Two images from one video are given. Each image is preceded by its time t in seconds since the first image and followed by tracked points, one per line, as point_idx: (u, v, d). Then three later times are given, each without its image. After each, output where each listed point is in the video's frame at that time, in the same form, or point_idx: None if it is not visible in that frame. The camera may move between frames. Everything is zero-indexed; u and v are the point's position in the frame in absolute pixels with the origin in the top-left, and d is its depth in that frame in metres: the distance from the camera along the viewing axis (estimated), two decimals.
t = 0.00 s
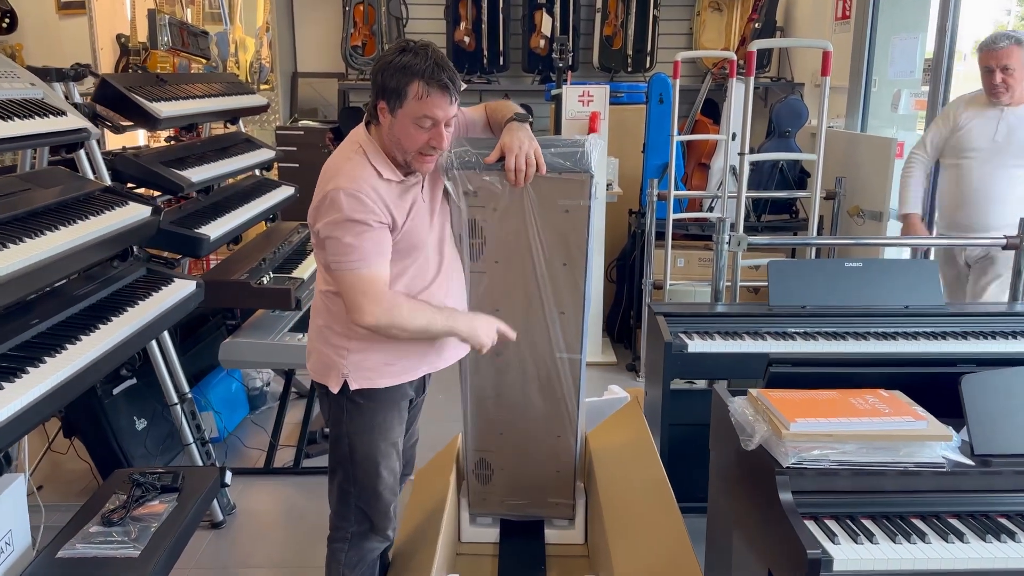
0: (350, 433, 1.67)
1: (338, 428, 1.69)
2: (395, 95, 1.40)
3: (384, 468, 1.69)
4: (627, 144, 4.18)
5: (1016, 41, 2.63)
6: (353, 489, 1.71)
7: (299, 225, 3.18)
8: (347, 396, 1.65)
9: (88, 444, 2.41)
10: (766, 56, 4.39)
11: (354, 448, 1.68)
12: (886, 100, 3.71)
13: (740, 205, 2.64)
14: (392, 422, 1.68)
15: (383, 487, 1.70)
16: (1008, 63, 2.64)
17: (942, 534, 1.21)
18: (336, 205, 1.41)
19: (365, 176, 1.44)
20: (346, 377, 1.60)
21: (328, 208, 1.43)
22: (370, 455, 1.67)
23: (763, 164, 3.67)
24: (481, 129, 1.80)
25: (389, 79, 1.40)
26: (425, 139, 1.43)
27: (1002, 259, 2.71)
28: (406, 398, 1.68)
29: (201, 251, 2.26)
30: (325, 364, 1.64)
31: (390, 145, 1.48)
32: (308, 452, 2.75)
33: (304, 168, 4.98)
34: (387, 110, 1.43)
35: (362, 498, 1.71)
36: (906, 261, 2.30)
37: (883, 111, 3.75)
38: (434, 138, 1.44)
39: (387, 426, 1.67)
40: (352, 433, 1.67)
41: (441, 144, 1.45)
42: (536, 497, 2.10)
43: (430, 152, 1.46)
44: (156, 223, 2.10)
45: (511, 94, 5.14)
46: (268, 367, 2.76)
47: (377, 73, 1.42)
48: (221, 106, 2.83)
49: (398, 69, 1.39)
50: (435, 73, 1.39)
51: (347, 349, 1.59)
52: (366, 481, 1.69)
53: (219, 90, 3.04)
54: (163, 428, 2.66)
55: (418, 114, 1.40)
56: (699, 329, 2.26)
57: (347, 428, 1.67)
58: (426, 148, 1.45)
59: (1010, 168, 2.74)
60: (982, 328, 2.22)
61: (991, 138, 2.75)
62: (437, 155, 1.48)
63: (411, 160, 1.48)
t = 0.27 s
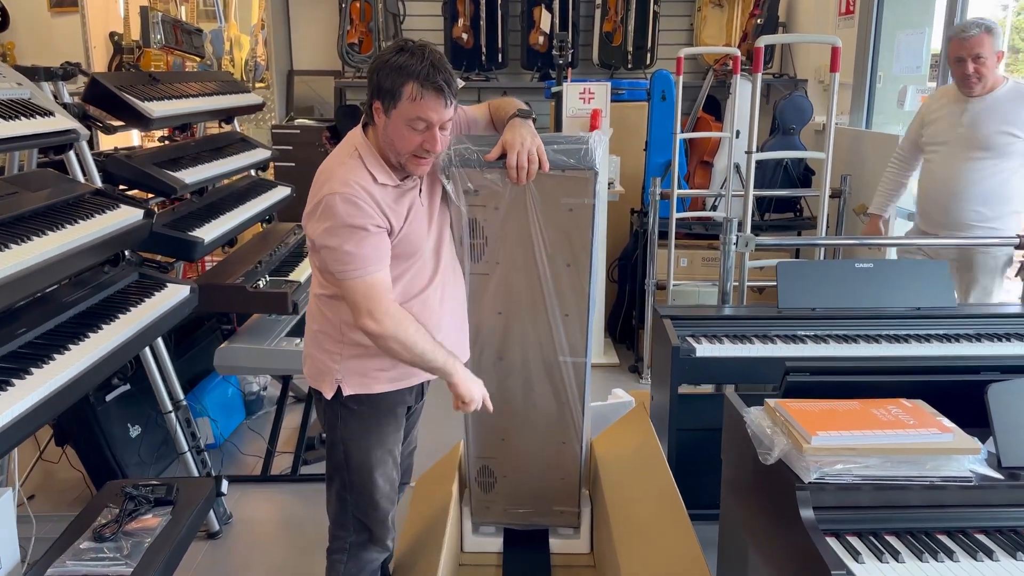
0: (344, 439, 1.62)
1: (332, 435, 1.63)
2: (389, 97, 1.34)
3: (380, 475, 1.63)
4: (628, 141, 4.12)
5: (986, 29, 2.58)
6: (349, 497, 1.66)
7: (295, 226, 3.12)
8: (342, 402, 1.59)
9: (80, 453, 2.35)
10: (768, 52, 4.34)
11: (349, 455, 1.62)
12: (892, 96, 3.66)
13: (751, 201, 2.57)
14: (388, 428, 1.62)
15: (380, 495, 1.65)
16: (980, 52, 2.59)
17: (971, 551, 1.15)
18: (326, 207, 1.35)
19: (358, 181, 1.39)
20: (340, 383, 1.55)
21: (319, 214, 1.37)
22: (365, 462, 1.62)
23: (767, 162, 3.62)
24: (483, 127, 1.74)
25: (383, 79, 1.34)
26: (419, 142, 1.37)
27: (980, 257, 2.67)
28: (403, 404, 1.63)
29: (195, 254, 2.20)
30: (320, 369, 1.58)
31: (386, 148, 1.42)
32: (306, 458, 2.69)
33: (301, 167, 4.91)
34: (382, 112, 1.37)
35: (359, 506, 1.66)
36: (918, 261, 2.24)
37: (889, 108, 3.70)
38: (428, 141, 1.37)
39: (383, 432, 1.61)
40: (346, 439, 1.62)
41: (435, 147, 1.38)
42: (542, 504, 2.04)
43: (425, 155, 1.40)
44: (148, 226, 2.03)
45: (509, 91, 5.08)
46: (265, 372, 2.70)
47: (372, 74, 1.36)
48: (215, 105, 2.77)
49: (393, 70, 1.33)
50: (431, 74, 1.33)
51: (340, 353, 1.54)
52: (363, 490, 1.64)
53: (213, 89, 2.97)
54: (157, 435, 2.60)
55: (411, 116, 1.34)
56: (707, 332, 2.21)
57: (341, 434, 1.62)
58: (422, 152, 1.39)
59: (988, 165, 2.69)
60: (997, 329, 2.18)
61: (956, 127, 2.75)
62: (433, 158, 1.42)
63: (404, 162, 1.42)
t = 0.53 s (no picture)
0: (340, 442, 1.56)
1: (328, 437, 1.57)
2: (381, 92, 1.28)
3: (377, 479, 1.57)
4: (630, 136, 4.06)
5: (940, 24, 2.52)
6: (347, 502, 1.60)
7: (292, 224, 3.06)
8: (338, 406, 1.53)
9: (71, 456, 2.29)
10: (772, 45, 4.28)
11: (346, 458, 1.56)
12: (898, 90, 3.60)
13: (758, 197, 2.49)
14: (384, 430, 1.55)
15: (378, 498, 1.59)
16: (933, 47, 2.53)
17: (1001, 566, 1.09)
18: (320, 206, 1.30)
19: (351, 180, 1.33)
20: (336, 386, 1.49)
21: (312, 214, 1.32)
22: (362, 465, 1.56)
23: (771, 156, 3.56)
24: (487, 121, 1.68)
25: (374, 73, 1.28)
26: (413, 138, 1.31)
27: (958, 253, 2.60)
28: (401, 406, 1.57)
29: (189, 253, 2.14)
30: (316, 370, 1.53)
31: (380, 145, 1.37)
32: (303, 461, 2.63)
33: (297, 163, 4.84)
34: (375, 108, 1.31)
35: (356, 510, 1.60)
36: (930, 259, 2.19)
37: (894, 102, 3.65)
38: (421, 137, 1.31)
39: (380, 434, 1.55)
40: (342, 442, 1.56)
41: (429, 144, 1.32)
42: (546, 508, 1.99)
43: (419, 152, 1.34)
44: (139, 225, 1.97)
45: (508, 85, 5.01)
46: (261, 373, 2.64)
47: (364, 68, 1.30)
48: (210, 100, 2.70)
49: (384, 64, 1.27)
50: (423, 68, 1.26)
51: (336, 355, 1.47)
52: (360, 494, 1.58)
53: (207, 83, 2.91)
54: (151, 437, 2.55)
55: (403, 111, 1.28)
56: (715, 332, 2.16)
57: (337, 437, 1.56)
58: (416, 150, 1.33)
59: (944, 160, 2.61)
60: (1011, 329, 2.15)
61: (913, 124, 2.70)
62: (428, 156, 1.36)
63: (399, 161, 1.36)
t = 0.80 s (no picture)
0: (334, 439, 1.49)
1: (322, 433, 1.51)
2: (371, 74, 1.22)
3: (372, 477, 1.50)
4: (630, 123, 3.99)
5: (930, 4, 2.44)
6: (340, 501, 1.53)
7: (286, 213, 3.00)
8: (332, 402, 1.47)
9: (60, 450, 2.24)
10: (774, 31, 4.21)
11: (341, 454, 1.49)
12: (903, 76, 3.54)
13: (764, 183, 2.38)
14: (380, 425, 1.48)
15: (373, 497, 1.52)
16: (923, 28, 2.45)
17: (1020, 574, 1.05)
18: (307, 193, 1.24)
19: (339, 166, 1.26)
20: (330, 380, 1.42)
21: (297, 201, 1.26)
22: (358, 462, 1.49)
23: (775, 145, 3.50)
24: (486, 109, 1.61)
25: (364, 54, 1.22)
26: (404, 123, 1.24)
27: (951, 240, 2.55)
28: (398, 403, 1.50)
29: (179, 244, 2.09)
30: (309, 364, 1.46)
31: (370, 130, 1.30)
32: (298, 455, 2.59)
33: (292, 150, 4.77)
34: (365, 91, 1.25)
35: (350, 510, 1.52)
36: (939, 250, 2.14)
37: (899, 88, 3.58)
38: (413, 122, 1.24)
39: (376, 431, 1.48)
40: (335, 438, 1.49)
41: (422, 129, 1.25)
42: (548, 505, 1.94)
43: (411, 138, 1.27)
44: (127, 215, 1.91)
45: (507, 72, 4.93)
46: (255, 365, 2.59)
47: (355, 49, 1.24)
48: (201, 86, 2.63)
49: (375, 44, 1.21)
50: (415, 49, 1.20)
51: (328, 349, 1.41)
52: (354, 492, 1.50)
53: (199, 69, 2.83)
54: (142, 431, 2.50)
55: (394, 94, 1.21)
56: (719, 325, 2.10)
57: (331, 432, 1.49)
58: (407, 136, 1.26)
59: (933, 145, 2.56)
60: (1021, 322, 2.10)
61: (899, 110, 2.61)
62: (421, 141, 1.29)
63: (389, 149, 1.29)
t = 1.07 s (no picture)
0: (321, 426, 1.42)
1: (308, 420, 1.43)
2: (353, 37, 1.14)
3: (360, 466, 1.43)
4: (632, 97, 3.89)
5: None
6: (327, 490, 1.46)
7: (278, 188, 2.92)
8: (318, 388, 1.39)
9: (44, 433, 2.18)
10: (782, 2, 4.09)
11: (328, 443, 1.42)
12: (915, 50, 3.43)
13: (770, 161, 2.28)
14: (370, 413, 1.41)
15: (361, 487, 1.45)
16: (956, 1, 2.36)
17: None
18: (282, 166, 1.16)
19: (319, 137, 1.18)
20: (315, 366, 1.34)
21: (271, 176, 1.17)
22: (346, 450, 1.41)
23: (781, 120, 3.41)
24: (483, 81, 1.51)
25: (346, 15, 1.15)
26: (389, 90, 1.15)
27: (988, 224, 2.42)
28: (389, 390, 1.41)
29: (163, 221, 2.01)
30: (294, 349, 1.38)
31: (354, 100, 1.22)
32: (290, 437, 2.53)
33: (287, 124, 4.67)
34: (348, 56, 1.17)
35: (338, 499, 1.46)
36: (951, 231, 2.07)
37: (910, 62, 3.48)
38: (400, 88, 1.16)
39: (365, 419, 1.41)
40: (321, 426, 1.42)
41: (409, 96, 1.16)
42: (543, 491, 1.89)
43: (399, 106, 1.18)
44: (107, 190, 1.83)
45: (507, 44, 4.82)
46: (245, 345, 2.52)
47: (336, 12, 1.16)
48: (188, 56, 2.54)
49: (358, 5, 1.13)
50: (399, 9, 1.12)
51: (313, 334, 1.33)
52: (342, 481, 1.44)
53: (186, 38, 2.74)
54: (130, 412, 2.44)
55: (378, 57, 1.13)
56: (722, 308, 2.03)
57: (318, 419, 1.42)
58: (393, 104, 1.17)
59: (971, 121, 2.45)
60: None
61: (929, 85, 2.48)
62: (410, 111, 1.20)
63: (375, 118, 1.20)
